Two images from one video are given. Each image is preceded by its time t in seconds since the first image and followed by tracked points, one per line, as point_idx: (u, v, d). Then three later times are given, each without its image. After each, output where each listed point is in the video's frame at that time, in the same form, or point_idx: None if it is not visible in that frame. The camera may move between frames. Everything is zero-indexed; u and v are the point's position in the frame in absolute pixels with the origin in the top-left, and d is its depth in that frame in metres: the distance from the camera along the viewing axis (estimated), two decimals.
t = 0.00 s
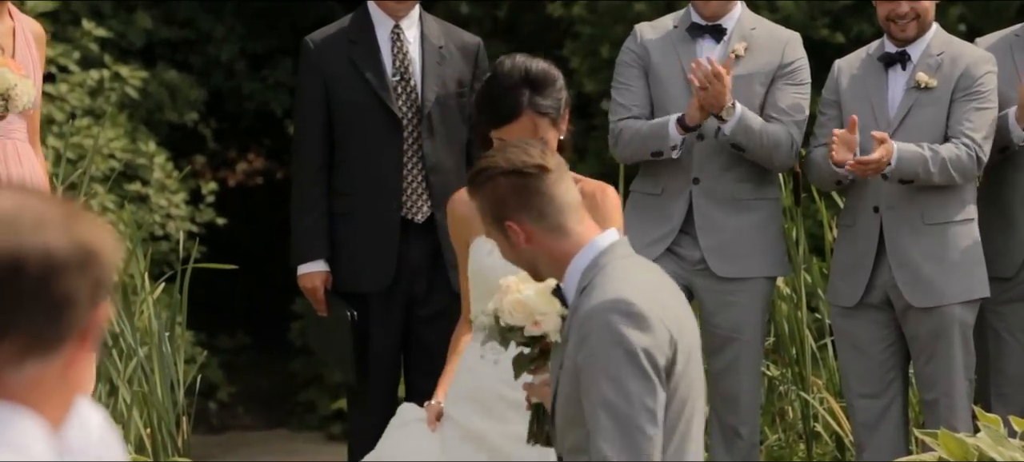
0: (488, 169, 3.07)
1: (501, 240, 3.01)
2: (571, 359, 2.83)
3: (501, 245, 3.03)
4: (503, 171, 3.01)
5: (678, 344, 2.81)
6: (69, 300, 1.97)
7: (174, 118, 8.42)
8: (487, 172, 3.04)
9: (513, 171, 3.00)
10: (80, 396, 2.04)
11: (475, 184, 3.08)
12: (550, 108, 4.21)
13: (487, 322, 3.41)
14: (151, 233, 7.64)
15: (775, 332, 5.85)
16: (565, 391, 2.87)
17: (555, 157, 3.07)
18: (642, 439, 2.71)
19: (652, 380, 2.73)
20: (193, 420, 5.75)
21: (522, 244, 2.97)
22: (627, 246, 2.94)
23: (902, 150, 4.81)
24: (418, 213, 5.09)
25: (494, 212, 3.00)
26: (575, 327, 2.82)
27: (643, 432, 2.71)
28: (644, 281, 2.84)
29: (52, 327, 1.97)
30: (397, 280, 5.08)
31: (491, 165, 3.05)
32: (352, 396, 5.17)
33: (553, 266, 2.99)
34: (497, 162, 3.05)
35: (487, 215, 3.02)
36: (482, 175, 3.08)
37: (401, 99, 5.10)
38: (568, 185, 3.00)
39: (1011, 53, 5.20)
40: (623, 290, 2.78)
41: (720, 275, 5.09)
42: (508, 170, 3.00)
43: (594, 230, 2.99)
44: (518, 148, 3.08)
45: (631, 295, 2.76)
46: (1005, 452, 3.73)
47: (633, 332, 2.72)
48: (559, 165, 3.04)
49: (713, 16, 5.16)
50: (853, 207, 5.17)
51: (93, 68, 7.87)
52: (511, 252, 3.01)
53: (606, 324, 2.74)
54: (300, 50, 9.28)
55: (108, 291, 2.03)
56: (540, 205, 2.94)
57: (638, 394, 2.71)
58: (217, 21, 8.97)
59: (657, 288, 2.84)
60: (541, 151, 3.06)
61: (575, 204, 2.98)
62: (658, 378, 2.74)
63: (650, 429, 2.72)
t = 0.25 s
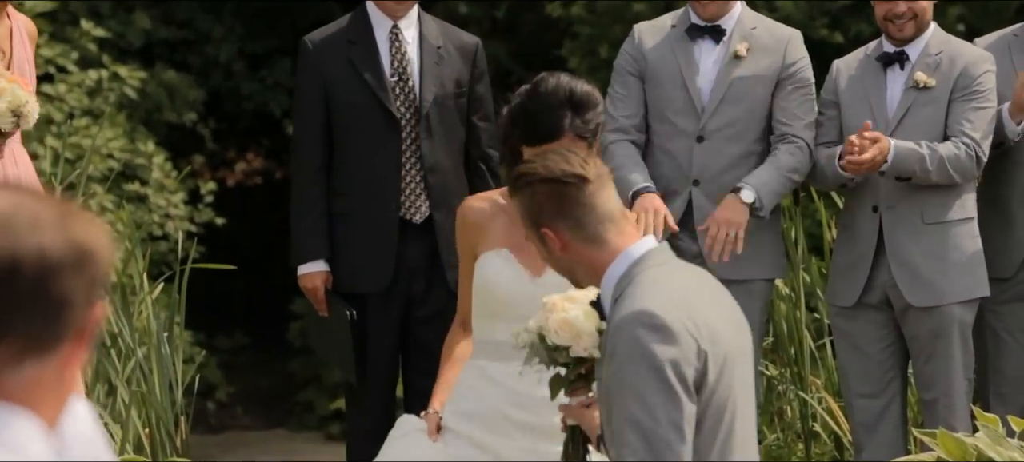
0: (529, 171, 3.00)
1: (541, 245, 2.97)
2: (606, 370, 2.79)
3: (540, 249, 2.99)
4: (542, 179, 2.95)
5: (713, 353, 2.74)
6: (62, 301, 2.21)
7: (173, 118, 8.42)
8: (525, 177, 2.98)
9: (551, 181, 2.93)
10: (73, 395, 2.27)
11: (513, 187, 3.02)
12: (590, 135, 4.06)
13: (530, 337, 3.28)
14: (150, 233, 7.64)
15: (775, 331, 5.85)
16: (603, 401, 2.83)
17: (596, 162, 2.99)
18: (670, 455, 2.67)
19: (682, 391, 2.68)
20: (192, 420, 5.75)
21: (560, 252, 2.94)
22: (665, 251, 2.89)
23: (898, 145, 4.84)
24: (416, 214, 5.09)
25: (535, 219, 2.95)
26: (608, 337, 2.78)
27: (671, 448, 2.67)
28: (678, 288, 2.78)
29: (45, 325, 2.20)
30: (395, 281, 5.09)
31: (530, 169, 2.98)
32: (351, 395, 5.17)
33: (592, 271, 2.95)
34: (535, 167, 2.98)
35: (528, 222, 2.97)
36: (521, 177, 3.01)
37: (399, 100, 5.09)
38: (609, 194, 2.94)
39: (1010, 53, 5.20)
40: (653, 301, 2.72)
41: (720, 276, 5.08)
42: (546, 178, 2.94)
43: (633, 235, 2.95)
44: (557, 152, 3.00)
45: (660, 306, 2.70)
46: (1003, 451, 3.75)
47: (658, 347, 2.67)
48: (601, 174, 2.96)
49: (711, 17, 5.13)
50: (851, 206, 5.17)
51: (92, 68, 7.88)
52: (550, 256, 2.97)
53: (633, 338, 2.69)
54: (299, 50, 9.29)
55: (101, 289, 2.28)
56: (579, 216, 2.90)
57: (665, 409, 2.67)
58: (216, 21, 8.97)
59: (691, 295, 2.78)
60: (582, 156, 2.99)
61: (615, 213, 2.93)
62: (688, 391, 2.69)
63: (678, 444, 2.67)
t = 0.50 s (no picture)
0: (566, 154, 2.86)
1: (575, 231, 2.82)
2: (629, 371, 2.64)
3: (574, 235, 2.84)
4: (578, 163, 2.81)
5: (736, 348, 2.57)
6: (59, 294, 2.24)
7: (171, 114, 8.43)
8: (563, 157, 2.84)
9: (589, 164, 2.79)
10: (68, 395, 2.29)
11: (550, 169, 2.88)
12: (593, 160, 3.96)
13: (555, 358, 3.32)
14: (147, 229, 7.65)
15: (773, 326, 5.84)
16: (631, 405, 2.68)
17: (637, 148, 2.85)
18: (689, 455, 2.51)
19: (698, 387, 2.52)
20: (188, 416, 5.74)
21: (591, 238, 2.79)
22: (697, 244, 2.72)
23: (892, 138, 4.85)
24: (412, 209, 5.10)
25: (570, 203, 2.80)
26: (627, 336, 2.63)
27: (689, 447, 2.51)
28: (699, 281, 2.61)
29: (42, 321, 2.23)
30: (392, 276, 5.09)
31: (569, 150, 2.84)
32: (347, 389, 5.17)
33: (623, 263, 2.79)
34: (575, 148, 2.83)
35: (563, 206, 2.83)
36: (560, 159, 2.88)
37: (395, 96, 5.10)
38: (647, 182, 2.79)
39: (1008, 48, 5.20)
40: (672, 295, 2.56)
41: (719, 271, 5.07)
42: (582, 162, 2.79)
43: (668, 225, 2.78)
44: (599, 136, 2.86)
45: (676, 299, 2.55)
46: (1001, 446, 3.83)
47: (674, 344, 2.52)
48: (640, 161, 2.81)
49: (699, 16, 5.13)
50: (850, 201, 5.16)
51: (90, 63, 7.88)
52: (583, 242, 2.82)
53: (647, 332, 2.54)
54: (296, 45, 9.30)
55: (96, 286, 2.32)
56: (612, 202, 2.75)
57: (682, 406, 2.51)
58: (215, 16, 8.98)
59: (713, 289, 2.61)
60: (622, 140, 2.84)
61: (650, 202, 2.77)
62: (706, 387, 2.53)
63: (697, 443, 2.51)
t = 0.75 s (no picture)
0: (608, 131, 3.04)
1: (605, 208, 3.02)
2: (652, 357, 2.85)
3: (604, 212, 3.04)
4: (617, 146, 2.99)
5: (754, 340, 2.78)
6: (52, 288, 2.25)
7: (166, 105, 8.42)
8: (603, 136, 3.02)
9: (627, 148, 2.97)
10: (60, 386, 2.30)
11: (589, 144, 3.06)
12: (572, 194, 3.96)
13: (579, 392, 3.40)
14: (142, 220, 7.65)
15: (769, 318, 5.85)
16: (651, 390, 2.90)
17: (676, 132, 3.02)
18: (706, 438, 2.72)
19: (719, 374, 2.73)
20: (183, 408, 5.73)
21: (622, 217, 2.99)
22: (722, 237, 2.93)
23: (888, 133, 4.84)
24: (406, 201, 5.09)
25: (604, 182, 3.00)
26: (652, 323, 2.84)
27: (708, 430, 2.72)
28: (721, 275, 2.82)
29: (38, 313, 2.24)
30: (386, 266, 5.09)
31: (610, 130, 3.02)
32: (341, 380, 5.17)
33: (650, 248, 3.00)
34: (615, 129, 3.01)
35: (597, 183, 3.02)
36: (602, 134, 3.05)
37: (389, 87, 5.10)
38: (682, 170, 2.97)
39: (1004, 39, 5.20)
40: (694, 285, 2.77)
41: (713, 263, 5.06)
42: (622, 143, 2.98)
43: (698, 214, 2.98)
44: (643, 119, 3.03)
45: (700, 290, 2.76)
46: (996, 438, 3.88)
47: (698, 331, 2.73)
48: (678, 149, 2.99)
49: (681, 10, 5.08)
50: (845, 192, 5.16)
51: (85, 54, 7.88)
52: (612, 220, 3.02)
53: (672, 318, 2.75)
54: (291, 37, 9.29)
55: (88, 275, 2.32)
56: (647, 186, 2.95)
57: (702, 392, 2.72)
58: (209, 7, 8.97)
59: (734, 282, 2.82)
60: (663, 124, 3.01)
61: (683, 191, 2.96)
62: (726, 375, 2.74)
63: (715, 430, 2.72)
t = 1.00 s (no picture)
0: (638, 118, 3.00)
1: (633, 196, 2.98)
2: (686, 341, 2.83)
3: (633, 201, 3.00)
4: (648, 132, 2.95)
5: (790, 318, 2.76)
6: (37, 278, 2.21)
7: (157, 93, 8.41)
8: (634, 122, 2.98)
9: (660, 135, 2.94)
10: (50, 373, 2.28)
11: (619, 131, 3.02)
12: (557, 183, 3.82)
13: (588, 416, 3.17)
14: (133, 208, 7.65)
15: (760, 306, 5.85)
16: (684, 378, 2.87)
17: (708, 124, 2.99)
18: (747, 414, 2.68)
19: (758, 349, 2.70)
20: (174, 396, 5.73)
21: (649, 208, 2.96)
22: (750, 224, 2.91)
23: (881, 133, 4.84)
24: (398, 189, 5.07)
25: (635, 171, 2.96)
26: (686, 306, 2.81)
27: (748, 406, 2.68)
28: (753, 256, 2.80)
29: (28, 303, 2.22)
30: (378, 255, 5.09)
31: (643, 118, 2.98)
32: (334, 368, 5.17)
33: (679, 239, 2.97)
34: (647, 116, 2.98)
35: (628, 171, 2.98)
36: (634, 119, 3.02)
37: (381, 75, 5.09)
38: (715, 162, 2.94)
39: (996, 27, 5.20)
40: (730, 265, 2.75)
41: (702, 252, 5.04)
42: (654, 131, 2.94)
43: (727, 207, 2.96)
44: (677, 108, 3.00)
45: (736, 268, 2.73)
46: (987, 426, 3.90)
47: (733, 305, 2.70)
48: (712, 140, 2.96)
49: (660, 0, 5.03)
50: (837, 181, 5.15)
51: (75, 42, 7.87)
52: (640, 210, 2.99)
53: (708, 295, 2.72)
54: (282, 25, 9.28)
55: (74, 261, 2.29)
56: (678, 176, 2.91)
57: (740, 368, 2.68)
58: None
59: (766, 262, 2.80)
60: (696, 115, 2.99)
61: (714, 183, 2.94)
62: (766, 350, 2.71)
63: (755, 406, 2.68)
